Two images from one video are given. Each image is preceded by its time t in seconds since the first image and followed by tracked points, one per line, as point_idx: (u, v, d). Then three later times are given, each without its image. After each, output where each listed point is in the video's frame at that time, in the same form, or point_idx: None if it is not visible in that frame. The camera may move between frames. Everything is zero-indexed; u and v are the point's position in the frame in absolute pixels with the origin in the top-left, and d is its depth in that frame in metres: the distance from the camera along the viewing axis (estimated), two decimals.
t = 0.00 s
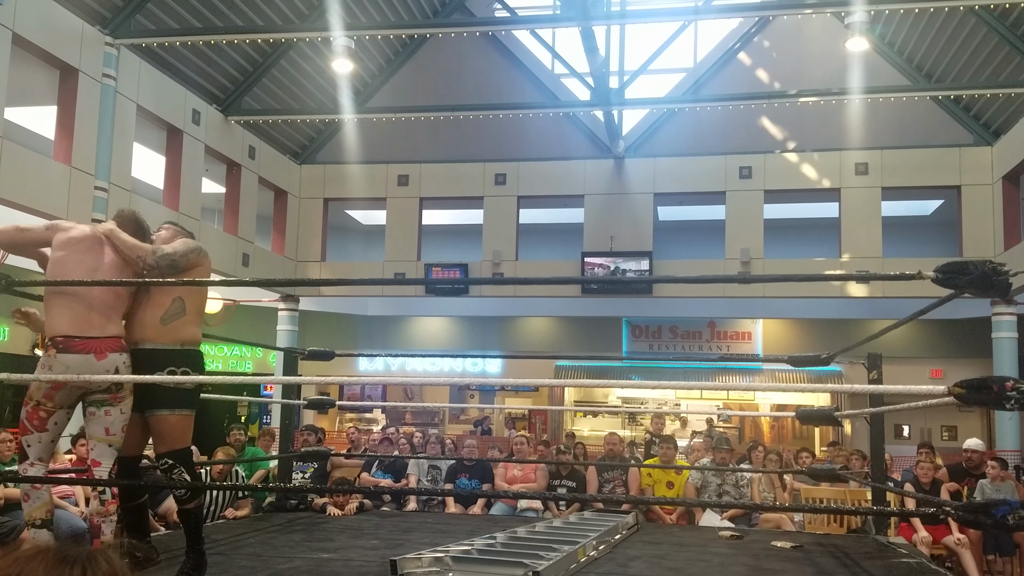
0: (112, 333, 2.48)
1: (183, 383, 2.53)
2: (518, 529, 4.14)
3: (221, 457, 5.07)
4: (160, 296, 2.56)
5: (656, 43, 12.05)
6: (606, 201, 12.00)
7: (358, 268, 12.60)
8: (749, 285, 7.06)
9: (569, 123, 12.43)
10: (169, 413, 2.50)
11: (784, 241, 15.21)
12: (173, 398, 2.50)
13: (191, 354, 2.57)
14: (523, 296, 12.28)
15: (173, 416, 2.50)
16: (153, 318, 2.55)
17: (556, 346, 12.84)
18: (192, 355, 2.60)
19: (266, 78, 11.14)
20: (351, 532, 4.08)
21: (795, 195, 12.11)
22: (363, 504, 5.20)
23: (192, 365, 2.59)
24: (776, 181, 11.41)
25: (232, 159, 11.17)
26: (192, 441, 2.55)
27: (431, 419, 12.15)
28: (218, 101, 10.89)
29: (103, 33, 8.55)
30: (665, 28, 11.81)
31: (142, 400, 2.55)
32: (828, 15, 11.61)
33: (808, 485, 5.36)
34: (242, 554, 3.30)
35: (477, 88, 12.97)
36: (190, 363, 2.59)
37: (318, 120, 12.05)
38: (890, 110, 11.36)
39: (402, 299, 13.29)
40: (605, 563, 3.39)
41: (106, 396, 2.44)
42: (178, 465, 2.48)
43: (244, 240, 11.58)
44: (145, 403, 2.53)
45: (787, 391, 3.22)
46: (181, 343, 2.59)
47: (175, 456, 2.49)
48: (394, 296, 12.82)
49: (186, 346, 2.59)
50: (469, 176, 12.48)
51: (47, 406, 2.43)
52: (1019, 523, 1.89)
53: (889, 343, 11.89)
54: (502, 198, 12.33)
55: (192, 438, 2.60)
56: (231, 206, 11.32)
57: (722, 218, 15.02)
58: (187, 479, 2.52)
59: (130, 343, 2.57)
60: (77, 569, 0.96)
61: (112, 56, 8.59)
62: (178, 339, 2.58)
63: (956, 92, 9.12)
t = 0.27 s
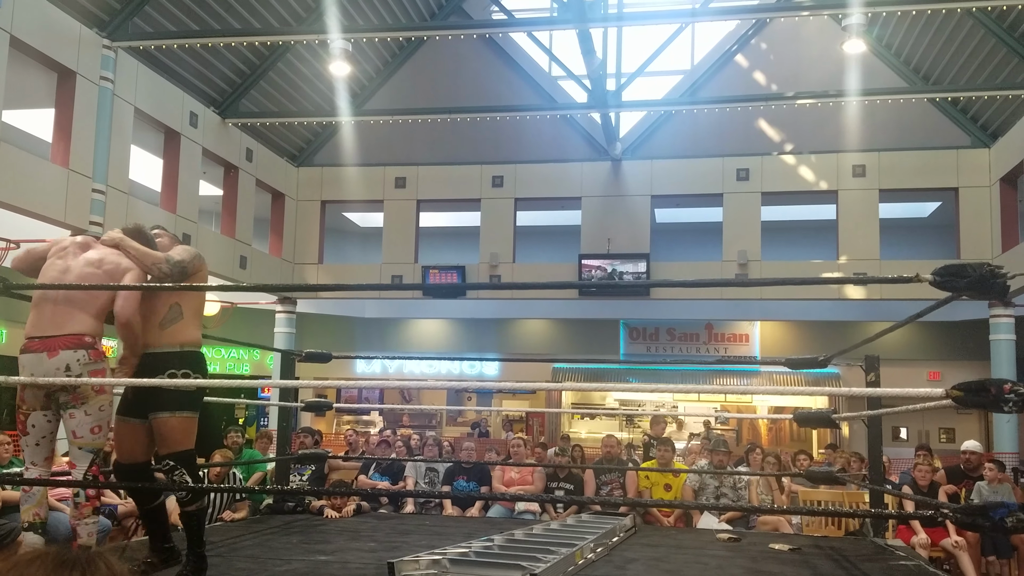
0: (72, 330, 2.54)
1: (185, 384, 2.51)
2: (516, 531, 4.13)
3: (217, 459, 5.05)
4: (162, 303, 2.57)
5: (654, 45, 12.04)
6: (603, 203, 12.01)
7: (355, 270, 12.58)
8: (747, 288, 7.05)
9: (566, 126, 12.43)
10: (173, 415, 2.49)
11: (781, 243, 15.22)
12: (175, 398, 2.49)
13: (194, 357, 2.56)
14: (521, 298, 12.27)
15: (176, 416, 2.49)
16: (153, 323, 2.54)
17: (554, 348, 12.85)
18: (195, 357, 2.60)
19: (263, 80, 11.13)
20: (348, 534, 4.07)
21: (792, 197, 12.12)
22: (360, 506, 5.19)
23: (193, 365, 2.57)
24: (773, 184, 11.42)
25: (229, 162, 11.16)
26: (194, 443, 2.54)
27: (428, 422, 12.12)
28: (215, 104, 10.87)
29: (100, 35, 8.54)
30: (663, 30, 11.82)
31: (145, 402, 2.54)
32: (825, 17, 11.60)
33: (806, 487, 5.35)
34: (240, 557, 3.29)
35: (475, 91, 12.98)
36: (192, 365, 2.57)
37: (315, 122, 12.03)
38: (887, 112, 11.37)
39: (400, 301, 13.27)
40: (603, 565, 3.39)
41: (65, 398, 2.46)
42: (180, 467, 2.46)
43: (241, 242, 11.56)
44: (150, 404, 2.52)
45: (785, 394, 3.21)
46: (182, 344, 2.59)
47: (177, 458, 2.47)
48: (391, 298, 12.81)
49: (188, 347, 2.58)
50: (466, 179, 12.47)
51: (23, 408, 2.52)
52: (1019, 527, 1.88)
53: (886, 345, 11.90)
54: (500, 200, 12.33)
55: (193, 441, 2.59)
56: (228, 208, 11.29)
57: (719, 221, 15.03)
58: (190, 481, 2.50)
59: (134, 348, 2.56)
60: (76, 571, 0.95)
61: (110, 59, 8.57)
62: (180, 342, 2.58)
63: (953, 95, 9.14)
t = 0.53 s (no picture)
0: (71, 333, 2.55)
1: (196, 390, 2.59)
2: (516, 533, 4.13)
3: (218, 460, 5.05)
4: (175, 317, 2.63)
5: (654, 46, 12.05)
6: (604, 205, 12.01)
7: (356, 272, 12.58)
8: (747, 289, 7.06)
9: (567, 127, 12.44)
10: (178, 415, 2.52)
11: (782, 245, 15.22)
12: (185, 401, 2.54)
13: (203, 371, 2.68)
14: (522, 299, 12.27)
15: (182, 417, 2.53)
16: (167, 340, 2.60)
17: (554, 350, 12.86)
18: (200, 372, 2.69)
19: (264, 82, 11.14)
20: (348, 536, 4.07)
21: (793, 199, 12.13)
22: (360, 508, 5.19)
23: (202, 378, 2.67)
24: (774, 185, 11.42)
25: (230, 163, 11.17)
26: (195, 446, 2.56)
27: (428, 423, 12.12)
28: (215, 105, 10.88)
29: (101, 37, 8.54)
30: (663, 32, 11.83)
31: (150, 408, 2.57)
32: (826, 19, 11.59)
33: (806, 489, 5.35)
34: (241, 558, 3.29)
35: (476, 92, 12.99)
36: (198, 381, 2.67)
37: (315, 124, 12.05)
38: (888, 114, 11.37)
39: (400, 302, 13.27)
40: (604, 567, 3.39)
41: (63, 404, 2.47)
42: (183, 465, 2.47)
43: (241, 243, 11.57)
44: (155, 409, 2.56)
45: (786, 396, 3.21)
46: (192, 358, 2.69)
47: (182, 458, 2.48)
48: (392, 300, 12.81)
49: (199, 361, 2.69)
50: (467, 180, 12.48)
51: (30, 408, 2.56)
52: (1020, 528, 1.88)
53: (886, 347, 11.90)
54: (500, 201, 12.33)
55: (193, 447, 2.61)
56: (228, 210, 11.29)
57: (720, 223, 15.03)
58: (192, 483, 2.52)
59: (140, 359, 2.60)
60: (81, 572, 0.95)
61: (111, 60, 8.57)
62: (192, 356, 2.68)
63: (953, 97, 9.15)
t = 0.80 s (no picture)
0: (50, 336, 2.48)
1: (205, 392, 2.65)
2: (516, 532, 4.13)
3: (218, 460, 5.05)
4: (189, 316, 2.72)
5: (655, 46, 12.05)
6: (604, 204, 12.01)
7: (356, 271, 12.58)
8: (747, 288, 7.05)
9: (567, 127, 12.44)
10: (191, 420, 2.61)
11: (782, 245, 15.22)
12: (196, 404, 2.62)
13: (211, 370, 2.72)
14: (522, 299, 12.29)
15: (193, 421, 2.61)
16: (174, 337, 2.67)
17: (554, 349, 12.86)
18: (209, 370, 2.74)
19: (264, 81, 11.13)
20: (348, 535, 4.07)
21: (794, 198, 12.12)
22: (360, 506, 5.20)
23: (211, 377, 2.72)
24: (775, 185, 11.42)
25: (230, 162, 11.16)
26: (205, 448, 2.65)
27: (429, 422, 12.13)
28: (215, 104, 10.88)
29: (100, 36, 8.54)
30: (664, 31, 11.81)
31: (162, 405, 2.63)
32: (827, 18, 11.58)
33: (806, 488, 5.35)
34: (241, 557, 3.29)
35: (476, 91, 12.99)
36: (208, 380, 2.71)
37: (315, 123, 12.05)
38: (888, 113, 11.36)
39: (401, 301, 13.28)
40: (604, 566, 3.39)
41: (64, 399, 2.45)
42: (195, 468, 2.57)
43: (241, 243, 11.58)
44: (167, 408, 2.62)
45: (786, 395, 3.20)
46: (202, 358, 2.74)
47: (194, 461, 2.58)
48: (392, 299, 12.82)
49: (209, 361, 2.75)
50: (467, 179, 12.48)
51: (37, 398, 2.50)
52: (1019, 527, 1.89)
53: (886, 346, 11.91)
54: (500, 201, 12.34)
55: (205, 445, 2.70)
56: (228, 209, 11.30)
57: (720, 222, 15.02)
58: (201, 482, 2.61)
59: (149, 358, 2.67)
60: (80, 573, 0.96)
61: (111, 59, 8.58)
62: (202, 356, 2.74)
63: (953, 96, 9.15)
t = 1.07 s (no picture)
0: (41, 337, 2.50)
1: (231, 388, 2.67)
2: (511, 529, 4.14)
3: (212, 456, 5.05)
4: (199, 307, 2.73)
5: (651, 43, 12.05)
6: (600, 201, 12.01)
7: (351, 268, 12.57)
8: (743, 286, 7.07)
9: (564, 124, 12.44)
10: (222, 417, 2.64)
11: (778, 243, 15.24)
12: (223, 401, 2.64)
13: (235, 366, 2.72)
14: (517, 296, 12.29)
15: (220, 419, 2.64)
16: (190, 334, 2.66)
17: (550, 346, 12.87)
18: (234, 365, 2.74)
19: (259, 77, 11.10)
20: (343, 531, 4.08)
21: (789, 197, 12.15)
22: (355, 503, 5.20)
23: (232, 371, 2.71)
24: (770, 183, 11.44)
25: (225, 158, 11.14)
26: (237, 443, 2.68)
27: (424, 419, 12.13)
28: (211, 100, 10.85)
29: (95, 31, 8.50)
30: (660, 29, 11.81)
31: (190, 404, 2.65)
32: (823, 17, 11.59)
33: (800, 486, 5.37)
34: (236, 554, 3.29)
35: (473, 88, 12.98)
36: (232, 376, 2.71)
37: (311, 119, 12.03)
38: (884, 112, 11.39)
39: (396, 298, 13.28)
40: (598, 562, 3.40)
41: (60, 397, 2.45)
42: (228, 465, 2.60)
43: (236, 239, 11.56)
44: (196, 406, 2.64)
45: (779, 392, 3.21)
46: (223, 352, 2.73)
47: (226, 458, 2.62)
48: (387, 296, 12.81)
49: (230, 354, 2.74)
50: (463, 176, 12.47)
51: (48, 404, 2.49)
52: (1010, 522, 1.92)
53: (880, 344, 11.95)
54: (496, 198, 12.33)
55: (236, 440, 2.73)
56: (223, 205, 11.27)
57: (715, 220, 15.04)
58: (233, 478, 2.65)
59: (171, 356, 2.69)
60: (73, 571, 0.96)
61: (105, 55, 8.54)
62: (222, 349, 2.73)
63: (948, 95, 9.18)
